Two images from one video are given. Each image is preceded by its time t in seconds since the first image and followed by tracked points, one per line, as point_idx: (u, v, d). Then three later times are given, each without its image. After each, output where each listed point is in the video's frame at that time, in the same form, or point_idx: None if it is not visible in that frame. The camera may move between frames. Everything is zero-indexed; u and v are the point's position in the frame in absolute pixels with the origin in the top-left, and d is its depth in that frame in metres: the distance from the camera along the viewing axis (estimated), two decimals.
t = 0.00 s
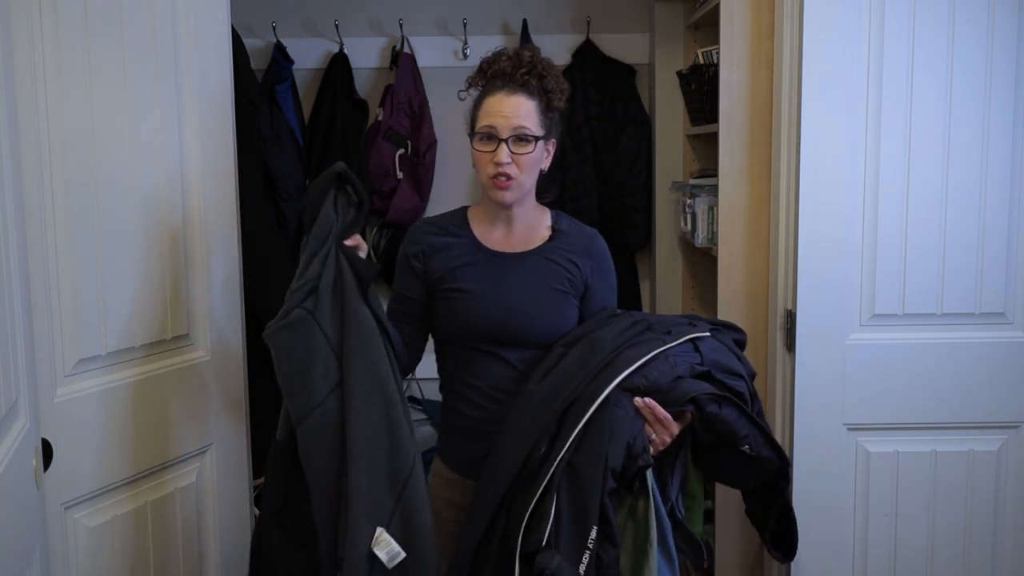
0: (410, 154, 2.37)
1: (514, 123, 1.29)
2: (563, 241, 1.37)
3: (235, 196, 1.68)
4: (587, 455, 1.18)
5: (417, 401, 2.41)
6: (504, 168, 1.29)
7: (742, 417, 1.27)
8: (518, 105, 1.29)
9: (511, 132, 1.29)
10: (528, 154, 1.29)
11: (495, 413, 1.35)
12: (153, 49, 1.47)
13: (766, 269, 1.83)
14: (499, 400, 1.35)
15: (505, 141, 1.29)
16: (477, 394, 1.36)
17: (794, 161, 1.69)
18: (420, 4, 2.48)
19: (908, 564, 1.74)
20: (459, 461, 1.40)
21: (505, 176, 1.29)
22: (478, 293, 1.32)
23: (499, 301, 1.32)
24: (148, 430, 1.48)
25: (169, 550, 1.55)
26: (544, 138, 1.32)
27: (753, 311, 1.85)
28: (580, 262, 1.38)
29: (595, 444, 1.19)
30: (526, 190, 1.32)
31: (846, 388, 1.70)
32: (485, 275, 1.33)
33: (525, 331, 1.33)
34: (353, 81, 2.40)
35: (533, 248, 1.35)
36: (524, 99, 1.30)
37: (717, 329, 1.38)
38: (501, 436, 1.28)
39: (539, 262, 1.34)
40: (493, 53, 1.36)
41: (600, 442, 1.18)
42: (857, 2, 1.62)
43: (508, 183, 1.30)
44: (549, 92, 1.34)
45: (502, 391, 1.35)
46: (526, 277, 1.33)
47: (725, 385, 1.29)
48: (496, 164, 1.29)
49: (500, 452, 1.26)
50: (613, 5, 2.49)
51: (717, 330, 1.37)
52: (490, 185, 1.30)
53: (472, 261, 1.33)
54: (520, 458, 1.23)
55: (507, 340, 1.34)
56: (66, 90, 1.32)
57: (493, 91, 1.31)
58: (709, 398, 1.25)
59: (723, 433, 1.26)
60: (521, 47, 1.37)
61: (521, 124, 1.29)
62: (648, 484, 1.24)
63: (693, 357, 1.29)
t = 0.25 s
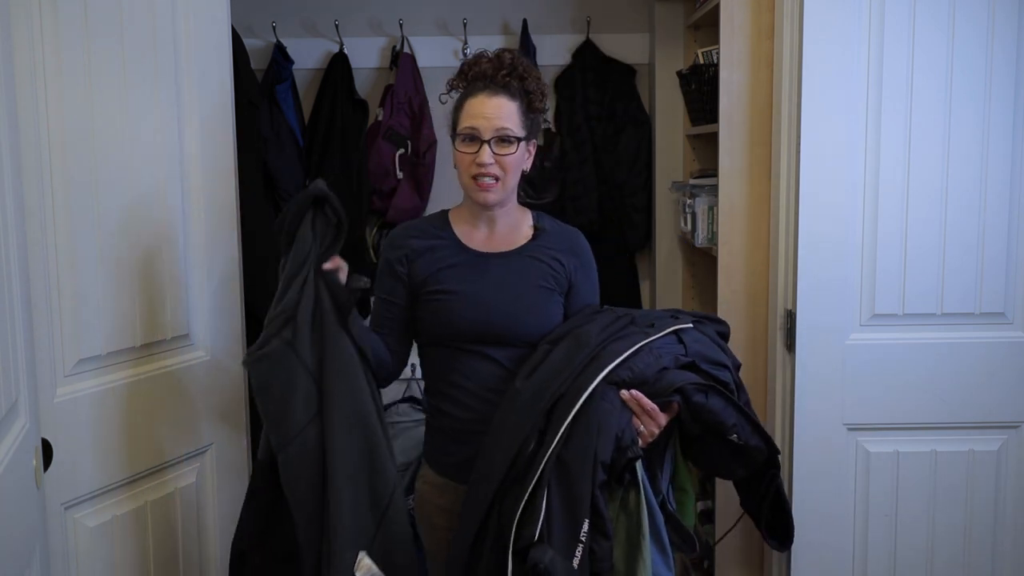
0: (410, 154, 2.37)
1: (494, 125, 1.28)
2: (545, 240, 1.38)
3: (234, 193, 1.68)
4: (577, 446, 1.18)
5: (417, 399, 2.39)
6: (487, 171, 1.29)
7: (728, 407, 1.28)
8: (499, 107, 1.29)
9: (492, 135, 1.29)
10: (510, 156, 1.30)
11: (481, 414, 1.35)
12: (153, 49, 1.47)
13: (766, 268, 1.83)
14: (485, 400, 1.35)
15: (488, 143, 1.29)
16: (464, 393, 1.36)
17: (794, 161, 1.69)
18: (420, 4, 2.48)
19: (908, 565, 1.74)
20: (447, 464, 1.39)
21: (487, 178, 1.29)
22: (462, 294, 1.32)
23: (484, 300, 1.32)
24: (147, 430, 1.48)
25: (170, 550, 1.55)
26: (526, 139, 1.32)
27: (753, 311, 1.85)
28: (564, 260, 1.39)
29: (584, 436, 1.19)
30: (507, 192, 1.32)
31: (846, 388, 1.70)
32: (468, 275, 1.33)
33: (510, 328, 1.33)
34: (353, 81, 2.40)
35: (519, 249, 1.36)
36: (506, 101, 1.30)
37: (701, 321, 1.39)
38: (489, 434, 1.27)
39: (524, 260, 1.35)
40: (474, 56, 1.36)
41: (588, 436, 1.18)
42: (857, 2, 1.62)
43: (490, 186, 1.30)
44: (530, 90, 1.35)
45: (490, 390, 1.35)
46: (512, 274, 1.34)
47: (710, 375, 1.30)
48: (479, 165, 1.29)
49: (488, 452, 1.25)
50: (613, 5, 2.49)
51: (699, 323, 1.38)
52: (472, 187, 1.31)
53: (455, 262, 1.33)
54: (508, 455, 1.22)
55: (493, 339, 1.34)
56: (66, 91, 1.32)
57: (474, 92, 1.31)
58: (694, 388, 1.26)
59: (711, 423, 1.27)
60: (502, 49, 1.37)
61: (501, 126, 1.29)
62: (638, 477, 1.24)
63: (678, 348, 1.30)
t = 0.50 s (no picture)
0: (410, 154, 2.37)
1: (479, 135, 1.28)
2: (539, 239, 1.38)
3: (234, 192, 1.68)
4: (583, 442, 1.19)
5: (417, 399, 2.37)
6: (475, 181, 1.29)
7: (725, 399, 1.30)
8: (484, 115, 1.28)
9: (478, 144, 1.28)
10: (498, 165, 1.30)
11: (482, 413, 1.35)
12: (153, 49, 1.47)
13: (766, 268, 1.83)
14: (486, 399, 1.35)
15: (475, 153, 1.29)
16: (463, 394, 1.35)
17: (794, 161, 1.69)
18: (420, 4, 2.48)
19: (908, 565, 1.74)
20: (446, 464, 1.39)
21: (477, 188, 1.30)
22: (458, 294, 1.32)
23: (483, 300, 1.32)
24: (147, 431, 1.47)
25: (169, 550, 1.54)
26: (515, 143, 1.32)
27: (753, 311, 1.85)
28: (560, 259, 1.40)
29: (590, 431, 1.19)
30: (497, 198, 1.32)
31: (846, 388, 1.70)
32: (467, 276, 1.33)
33: (510, 327, 1.33)
34: (353, 81, 2.40)
35: (516, 249, 1.36)
36: (491, 108, 1.29)
37: (694, 315, 1.40)
38: (491, 432, 1.27)
39: (520, 259, 1.35)
40: (460, 55, 1.35)
41: (596, 429, 1.19)
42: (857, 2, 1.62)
43: (480, 194, 1.30)
44: (519, 91, 1.33)
45: (489, 389, 1.35)
46: (511, 273, 1.34)
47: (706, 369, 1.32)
48: (468, 177, 1.29)
49: (491, 449, 1.25)
50: (613, 5, 2.49)
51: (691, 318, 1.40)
52: (462, 196, 1.31)
53: (452, 264, 1.33)
54: (511, 450, 1.22)
55: (493, 338, 1.34)
56: (66, 91, 1.32)
57: (461, 98, 1.30)
58: (694, 382, 1.28)
59: (709, 417, 1.29)
60: (488, 47, 1.35)
61: (487, 135, 1.28)
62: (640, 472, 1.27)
63: (675, 343, 1.32)
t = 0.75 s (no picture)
0: (410, 154, 2.37)
1: (473, 139, 1.28)
2: (537, 239, 1.39)
3: (234, 192, 1.68)
4: (593, 444, 1.19)
5: (417, 399, 2.38)
6: (470, 185, 1.29)
7: (725, 396, 1.31)
8: (477, 119, 1.28)
9: (472, 148, 1.28)
10: (492, 168, 1.30)
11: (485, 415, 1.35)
12: (153, 49, 1.48)
13: (766, 268, 1.83)
14: (489, 399, 1.35)
15: (469, 157, 1.29)
16: (465, 394, 1.35)
17: (794, 161, 1.69)
18: (420, 4, 2.48)
19: (908, 565, 1.74)
20: (446, 464, 1.39)
21: (472, 191, 1.30)
22: (459, 295, 1.31)
23: (484, 300, 1.32)
24: (147, 431, 1.48)
25: (169, 550, 1.55)
26: (509, 145, 1.32)
27: (753, 311, 1.85)
28: (558, 258, 1.40)
29: (599, 432, 1.19)
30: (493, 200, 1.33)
31: (846, 388, 1.70)
32: (470, 276, 1.32)
33: (512, 326, 1.33)
34: (353, 81, 2.40)
35: (514, 249, 1.36)
36: (485, 112, 1.29)
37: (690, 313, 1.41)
38: (497, 435, 1.27)
39: (520, 259, 1.36)
40: (454, 56, 1.35)
41: (607, 432, 1.19)
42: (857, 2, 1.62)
43: (476, 198, 1.31)
44: (512, 91, 1.33)
45: (491, 389, 1.35)
46: (511, 272, 1.34)
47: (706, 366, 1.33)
48: (462, 180, 1.29)
49: (500, 453, 1.25)
50: (613, 5, 2.49)
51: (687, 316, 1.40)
52: (458, 200, 1.31)
53: (452, 264, 1.32)
54: (520, 454, 1.22)
55: (495, 338, 1.34)
56: (66, 91, 1.32)
57: (455, 101, 1.30)
58: (697, 380, 1.29)
59: (710, 414, 1.30)
60: (482, 47, 1.36)
61: (480, 139, 1.28)
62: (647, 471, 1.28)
63: (677, 341, 1.32)
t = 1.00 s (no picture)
0: (410, 154, 2.37)
1: (474, 140, 1.28)
2: (537, 239, 1.39)
3: (234, 192, 1.68)
4: (591, 443, 1.19)
5: (417, 399, 2.39)
6: (471, 186, 1.29)
7: (725, 395, 1.31)
8: (478, 120, 1.28)
9: (473, 150, 1.28)
10: (493, 169, 1.30)
11: (485, 413, 1.35)
12: (153, 49, 1.47)
13: (766, 268, 1.83)
14: (489, 399, 1.35)
15: (470, 158, 1.29)
16: (464, 393, 1.35)
17: (794, 161, 1.69)
18: (420, 4, 2.48)
19: (908, 565, 1.74)
20: (446, 464, 1.39)
21: (473, 192, 1.30)
22: (458, 295, 1.31)
23: (483, 300, 1.32)
24: (146, 431, 1.47)
25: (169, 550, 1.54)
26: (510, 145, 1.32)
27: (753, 311, 1.85)
28: (557, 258, 1.40)
29: (597, 432, 1.19)
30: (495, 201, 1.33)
31: (846, 388, 1.70)
32: (469, 276, 1.32)
33: (511, 325, 1.33)
34: (353, 81, 2.40)
35: (515, 249, 1.36)
36: (485, 113, 1.29)
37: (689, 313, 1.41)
38: (496, 435, 1.27)
39: (520, 259, 1.36)
40: (454, 56, 1.35)
41: (605, 431, 1.19)
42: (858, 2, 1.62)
43: (476, 199, 1.31)
44: (512, 92, 1.34)
45: (491, 390, 1.35)
46: (510, 272, 1.34)
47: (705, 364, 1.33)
48: (462, 181, 1.29)
49: (498, 452, 1.25)
50: (613, 5, 2.49)
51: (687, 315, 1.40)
52: (459, 202, 1.32)
53: (452, 264, 1.32)
54: (518, 454, 1.22)
55: (495, 338, 1.34)
56: (65, 91, 1.32)
57: (456, 101, 1.30)
58: (697, 379, 1.29)
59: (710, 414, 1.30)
60: (481, 47, 1.36)
61: (481, 140, 1.28)
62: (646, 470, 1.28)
63: (677, 340, 1.32)
